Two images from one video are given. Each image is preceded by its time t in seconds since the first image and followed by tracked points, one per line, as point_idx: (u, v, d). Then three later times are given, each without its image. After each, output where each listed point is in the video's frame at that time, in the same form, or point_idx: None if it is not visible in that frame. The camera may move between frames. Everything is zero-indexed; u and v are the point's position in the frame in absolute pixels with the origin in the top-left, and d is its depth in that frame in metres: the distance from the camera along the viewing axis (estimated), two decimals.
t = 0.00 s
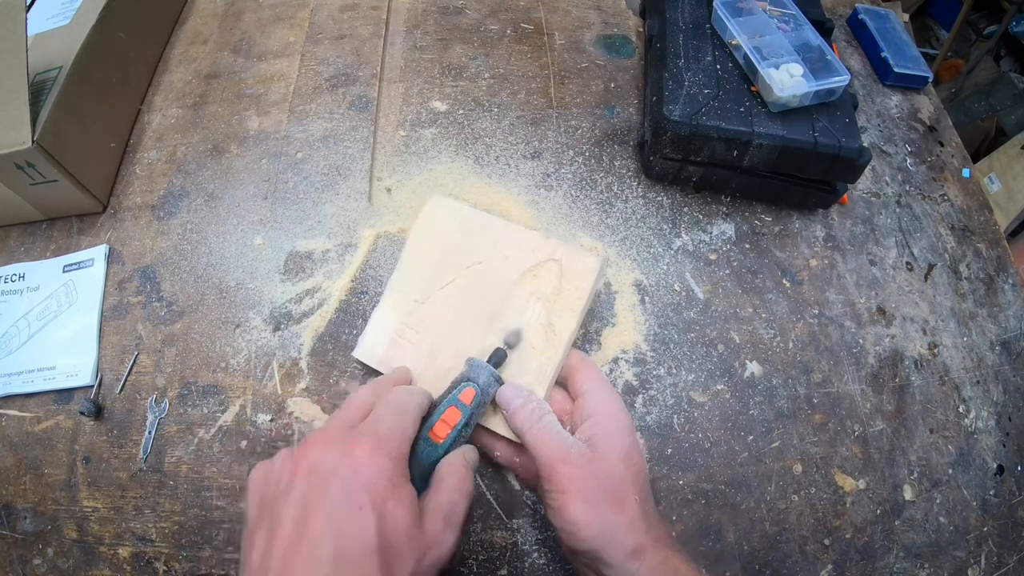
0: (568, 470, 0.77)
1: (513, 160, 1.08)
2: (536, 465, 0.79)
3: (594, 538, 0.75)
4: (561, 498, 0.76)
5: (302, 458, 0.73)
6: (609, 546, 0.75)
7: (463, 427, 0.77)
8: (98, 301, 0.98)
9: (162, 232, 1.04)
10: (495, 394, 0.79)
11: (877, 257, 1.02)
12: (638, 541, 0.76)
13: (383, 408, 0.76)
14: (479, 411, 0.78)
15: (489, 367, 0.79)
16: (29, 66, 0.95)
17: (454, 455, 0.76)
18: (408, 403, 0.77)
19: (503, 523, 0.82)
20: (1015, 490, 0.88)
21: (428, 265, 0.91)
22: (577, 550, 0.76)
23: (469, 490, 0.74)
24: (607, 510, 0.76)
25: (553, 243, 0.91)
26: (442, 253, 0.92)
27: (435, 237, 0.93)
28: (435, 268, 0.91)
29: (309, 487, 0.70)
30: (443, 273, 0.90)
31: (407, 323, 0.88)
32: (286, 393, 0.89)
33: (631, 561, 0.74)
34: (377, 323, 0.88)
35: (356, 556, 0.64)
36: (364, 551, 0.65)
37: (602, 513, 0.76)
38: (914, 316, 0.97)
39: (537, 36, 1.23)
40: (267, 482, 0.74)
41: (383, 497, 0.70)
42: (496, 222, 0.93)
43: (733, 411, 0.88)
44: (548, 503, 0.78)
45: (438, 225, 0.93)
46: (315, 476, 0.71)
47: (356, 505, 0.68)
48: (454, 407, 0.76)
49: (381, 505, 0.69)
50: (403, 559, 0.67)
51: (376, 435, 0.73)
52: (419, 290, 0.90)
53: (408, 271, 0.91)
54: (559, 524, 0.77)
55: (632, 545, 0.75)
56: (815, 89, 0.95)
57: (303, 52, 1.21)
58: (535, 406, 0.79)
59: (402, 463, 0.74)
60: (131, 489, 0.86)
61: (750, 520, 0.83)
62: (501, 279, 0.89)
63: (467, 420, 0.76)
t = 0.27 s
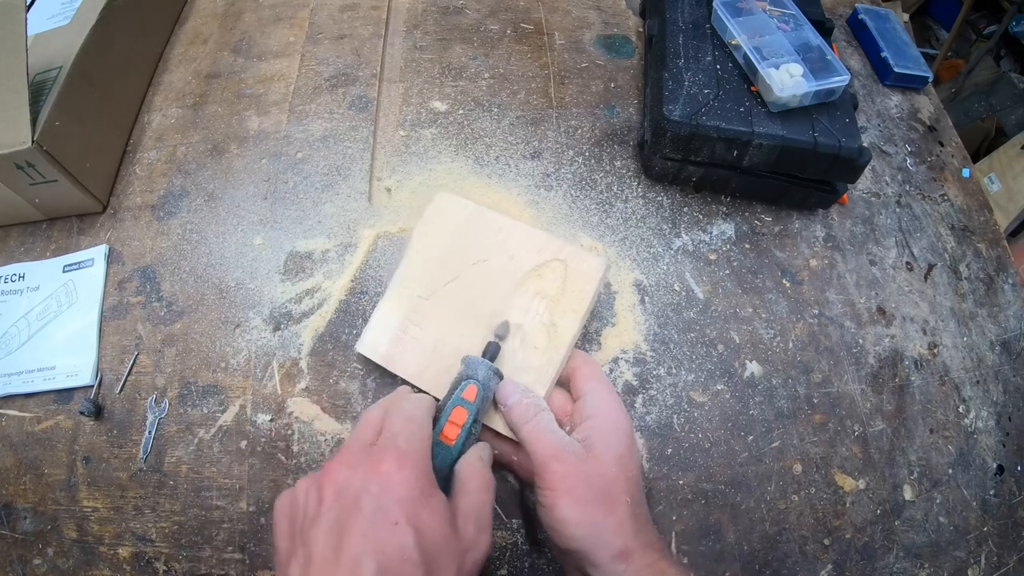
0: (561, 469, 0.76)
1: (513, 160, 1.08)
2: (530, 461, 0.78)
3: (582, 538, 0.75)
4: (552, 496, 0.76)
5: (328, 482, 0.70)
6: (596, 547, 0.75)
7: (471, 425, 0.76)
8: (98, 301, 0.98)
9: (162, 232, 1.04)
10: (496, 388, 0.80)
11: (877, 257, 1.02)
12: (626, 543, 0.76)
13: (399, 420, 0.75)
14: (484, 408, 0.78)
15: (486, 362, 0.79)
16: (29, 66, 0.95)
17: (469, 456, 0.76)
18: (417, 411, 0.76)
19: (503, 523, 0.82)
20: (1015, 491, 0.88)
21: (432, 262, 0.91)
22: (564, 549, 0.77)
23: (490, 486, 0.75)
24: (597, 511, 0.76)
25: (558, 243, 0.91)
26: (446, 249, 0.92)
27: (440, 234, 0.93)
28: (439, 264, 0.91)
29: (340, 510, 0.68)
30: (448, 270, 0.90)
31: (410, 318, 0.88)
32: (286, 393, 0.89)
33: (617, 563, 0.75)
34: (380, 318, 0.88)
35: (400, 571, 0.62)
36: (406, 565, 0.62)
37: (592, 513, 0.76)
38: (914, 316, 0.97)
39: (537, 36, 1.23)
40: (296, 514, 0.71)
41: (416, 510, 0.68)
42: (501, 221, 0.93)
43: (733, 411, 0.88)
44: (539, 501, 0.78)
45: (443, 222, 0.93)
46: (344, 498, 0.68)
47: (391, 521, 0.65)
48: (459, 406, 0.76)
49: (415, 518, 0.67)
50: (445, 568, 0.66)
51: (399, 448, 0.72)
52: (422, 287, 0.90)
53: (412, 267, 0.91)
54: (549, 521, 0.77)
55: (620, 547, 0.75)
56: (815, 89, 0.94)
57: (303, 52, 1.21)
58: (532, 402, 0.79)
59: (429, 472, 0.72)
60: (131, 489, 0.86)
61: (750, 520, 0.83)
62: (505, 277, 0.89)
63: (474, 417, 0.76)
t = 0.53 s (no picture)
0: (562, 470, 0.76)
1: (513, 160, 1.08)
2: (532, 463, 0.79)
3: (582, 540, 0.74)
4: (553, 497, 0.76)
5: (327, 476, 0.70)
6: (597, 549, 0.74)
7: (473, 424, 0.76)
8: (98, 301, 0.98)
9: (162, 232, 1.04)
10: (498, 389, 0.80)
11: (877, 257, 1.02)
12: (627, 546, 0.75)
13: (404, 416, 0.74)
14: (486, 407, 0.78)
15: (490, 362, 0.79)
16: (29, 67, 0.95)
17: (469, 456, 0.76)
18: (422, 407, 0.76)
19: (503, 523, 0.82)
20: (1015, 490, 0.89)
21: (436, 260, 0.91)
22: (566, 551, 0.76)
23: (488, 488, 0.74)
24: (598, 513, 0.75)
25: (562, 244, 0.90)
26: (450, 248, 0.92)
27: (444, 232, 0.93)
28: (443, 263, 0.91)
29: (337, 503, 0.67)
30: (451, 269, 0.90)
31: (412, 316, 0.88)
32: (286, 393, 0.89)
33: (618, 566, 0.74)
34: (382, 314, 0.88)
35: (392, 569, 0.61)
36: (399, 563, 0.62)
37: (592, 516, 0.75)
38: (914, 316, 0.97)
39: (537, 36, 1.23)
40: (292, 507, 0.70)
41: (413, 507, 0.67)
42: (506, 221, 0.93)
43: (733, 411, 0.88)
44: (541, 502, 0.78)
45: (448, 220, 0.93)
46: (342, 492, 0.68)
47: (387, 518, 0.65)
48: (462, 404, 0.75)
49: (412, 515, 0.66)
50: (437, 567, 0.65)
51: (401, 446, 0.71)
52: (426, 285, 0.90)
53: (416, 264, 0.91)
54: (550, 523, 0.76)
55: (621, 550, 0.74)
56: (815, 89, 0.95)
57: (303, 52, 1.21)
58: (534, 404, 0.79)
59: (428, 470, 0.71)
60: (131, 489, 0.86)
61: (750, 520, 0.83)
62: (508, 278, 0.89)
63: (476, 416, 0.76)
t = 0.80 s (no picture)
0: (564, 472, 0.76)
1: (513, 160, 1.08)
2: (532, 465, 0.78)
3: (586, 542, 0.74)
4: (556, 499, 0.75)
5: (303, 423, 0.69)
6: (600, 549, 0.75)
7: (468, 410, 0.76)
8: (98, 301, 0.98)
9: (162, 232, 1.04)
10: (502, 381, 0.79)
11: (877, 257, 1.02)
12: (631, 546, 0.75)
13: (390, 382, 0.73)
14: (487, 397, 0.77)
15: (500, 353, 0.79)
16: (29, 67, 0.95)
17: (455, 439, 0.76)
18: (412, 377, 0.75)
19: (502, 523, 0.82)
20: (1015, 490, 0.89)
21: (423, 268, 0.91)
22: (570, 553, 0.76)
23: (465, 473, 0.74)
24: (600, 513, 0.76)
25: (549, 244, 0.91)
26: (437, 255, 0.91)
27: (430, 240, 0.92)
28: (431, 270, 0.90)
29: (305, 454, 0.67)
30: (439, 275, 0.90)
31: (403, 325, 0.87)
32: (286, 393, 0.89)
33: (622, 565, 0.74)
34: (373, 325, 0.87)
35: (346, 531, 0.61)
36: (354, 527, 0.62)
37: (595, 517, 0.75)
38: (914, 316, 0.97)
39: (537, 36, 1.23)
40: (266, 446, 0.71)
41: (379, 473, 0.67)
42: (491, 224, 0.94)
43: (733, 411, 0.88)
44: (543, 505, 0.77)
45: (433, 227, 0.93)
46: (313, 443, 0.67)
47: (351, 478, 0.65)
48: (461, 389, 0.75)
49: (377, 480, 0.66)
50: (391, 538, 0.65)
51: (380, 409, 0.70)
52: (414, 293, 0.89)
53: (403, 274, 0.90)
54: (553, 526, 0.76)
55: (625, 550, 0.75)
56: (815, 88, 0.94)
57: (303, 52, 1.21)
58: (532, 406, 0.79)
59: (402, 440, 0.71)
60: (132, 489, 0.86)
61: (750, 520, 0.83)
62: (497, 280, 0.89)
63: (474, 403, 0.75)
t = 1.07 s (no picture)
0: (556, 471, 0.77)
1: (513, 160, 1.08)
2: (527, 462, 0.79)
3: (572, 543, 0.75)
4: (546, 497, 0.76)
5: (348, 472, 0.70)
6: (585, 552, 0.75)
7: (481, 413, 0.77)
8: (98, 301, 0.98)
9: (162, 232, 1.04)
10: (504, 379, 0.80)
11: (877, 257, 1.02)
12: (617, 551, 0.75)
13: (417, 410, 0.75)
14: (493, 396, 0.79)
15: (495, 350, 0.79)
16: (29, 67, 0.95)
17: (483, 445, 0.76)
18: (434, 401, 0.77)
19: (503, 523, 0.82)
20: (1015, 490, 0.89)
21: (436, 259, 0.91)
22: (555, 552, 0.77)
23: (504, 478, 0.75)
24: (589, 516, 0.76)
25: (563, 243, 0.91)
26: (452, 247, 0.92)
27: (446, 231, 0.93)
28: (444, 262, 0.91)
29: (358, 502, 0.67)
30: (452, 269, 0.90)
31: (413, 315, 0.88)
32: (286, 393, 0.89)
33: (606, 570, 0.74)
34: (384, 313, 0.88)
35: (420, 565, 0.62)
36: (425, 559, 0.63)
37: (582, 518, 0.75)
38: (914, 316, 0.97)
39: (537, 36, 1.23)
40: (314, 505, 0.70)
41: (435, 501, 0.68)
42: (505, 220, 0.93)
43: (733, 411, 0.88)
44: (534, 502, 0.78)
45: (448, 220, 0.93)
46: (366, 491, 0.68)
47: (411, 514, 0.66)
48: (468, 393, 0.77)
49: (435, 511, 0.67)
50: (463, 562, 0.66)
51: (419, 443, 0.72)
52: (427, 284, 0.90)
53: (416, 264, 0.91)
54: (541, 522, 0.77)
55: (610, 555, 0.74)
56: (815, 88, 0.94)
57: (303, 52, 1.21)
58: (535, 403, 0.79)
59: (447, 465, 0.72)
60: (131, 489, 0.86)
61: (750, 520, 0.83)
62: (509, 278, 0.89)
63: (484, 404, 0.77)
